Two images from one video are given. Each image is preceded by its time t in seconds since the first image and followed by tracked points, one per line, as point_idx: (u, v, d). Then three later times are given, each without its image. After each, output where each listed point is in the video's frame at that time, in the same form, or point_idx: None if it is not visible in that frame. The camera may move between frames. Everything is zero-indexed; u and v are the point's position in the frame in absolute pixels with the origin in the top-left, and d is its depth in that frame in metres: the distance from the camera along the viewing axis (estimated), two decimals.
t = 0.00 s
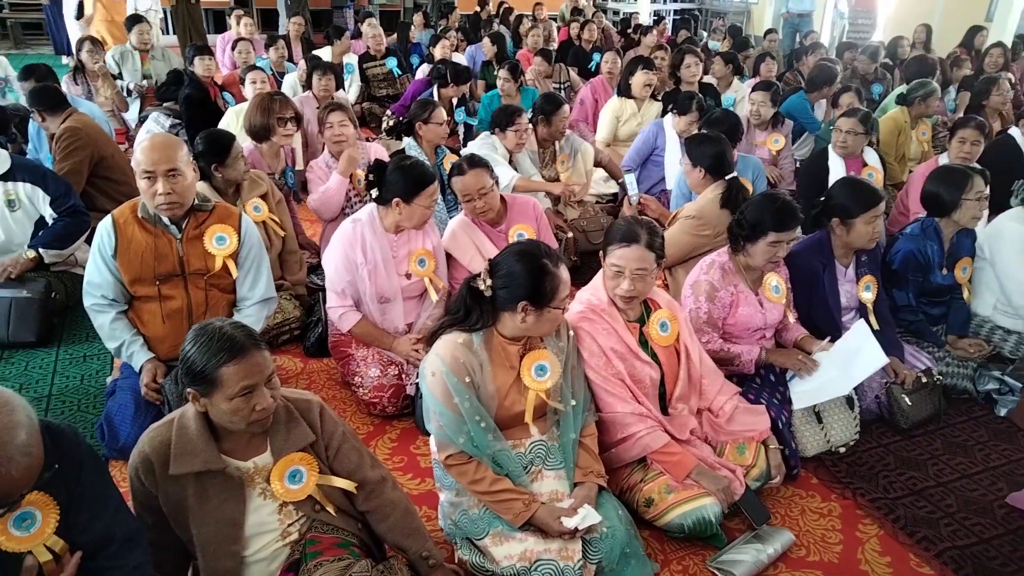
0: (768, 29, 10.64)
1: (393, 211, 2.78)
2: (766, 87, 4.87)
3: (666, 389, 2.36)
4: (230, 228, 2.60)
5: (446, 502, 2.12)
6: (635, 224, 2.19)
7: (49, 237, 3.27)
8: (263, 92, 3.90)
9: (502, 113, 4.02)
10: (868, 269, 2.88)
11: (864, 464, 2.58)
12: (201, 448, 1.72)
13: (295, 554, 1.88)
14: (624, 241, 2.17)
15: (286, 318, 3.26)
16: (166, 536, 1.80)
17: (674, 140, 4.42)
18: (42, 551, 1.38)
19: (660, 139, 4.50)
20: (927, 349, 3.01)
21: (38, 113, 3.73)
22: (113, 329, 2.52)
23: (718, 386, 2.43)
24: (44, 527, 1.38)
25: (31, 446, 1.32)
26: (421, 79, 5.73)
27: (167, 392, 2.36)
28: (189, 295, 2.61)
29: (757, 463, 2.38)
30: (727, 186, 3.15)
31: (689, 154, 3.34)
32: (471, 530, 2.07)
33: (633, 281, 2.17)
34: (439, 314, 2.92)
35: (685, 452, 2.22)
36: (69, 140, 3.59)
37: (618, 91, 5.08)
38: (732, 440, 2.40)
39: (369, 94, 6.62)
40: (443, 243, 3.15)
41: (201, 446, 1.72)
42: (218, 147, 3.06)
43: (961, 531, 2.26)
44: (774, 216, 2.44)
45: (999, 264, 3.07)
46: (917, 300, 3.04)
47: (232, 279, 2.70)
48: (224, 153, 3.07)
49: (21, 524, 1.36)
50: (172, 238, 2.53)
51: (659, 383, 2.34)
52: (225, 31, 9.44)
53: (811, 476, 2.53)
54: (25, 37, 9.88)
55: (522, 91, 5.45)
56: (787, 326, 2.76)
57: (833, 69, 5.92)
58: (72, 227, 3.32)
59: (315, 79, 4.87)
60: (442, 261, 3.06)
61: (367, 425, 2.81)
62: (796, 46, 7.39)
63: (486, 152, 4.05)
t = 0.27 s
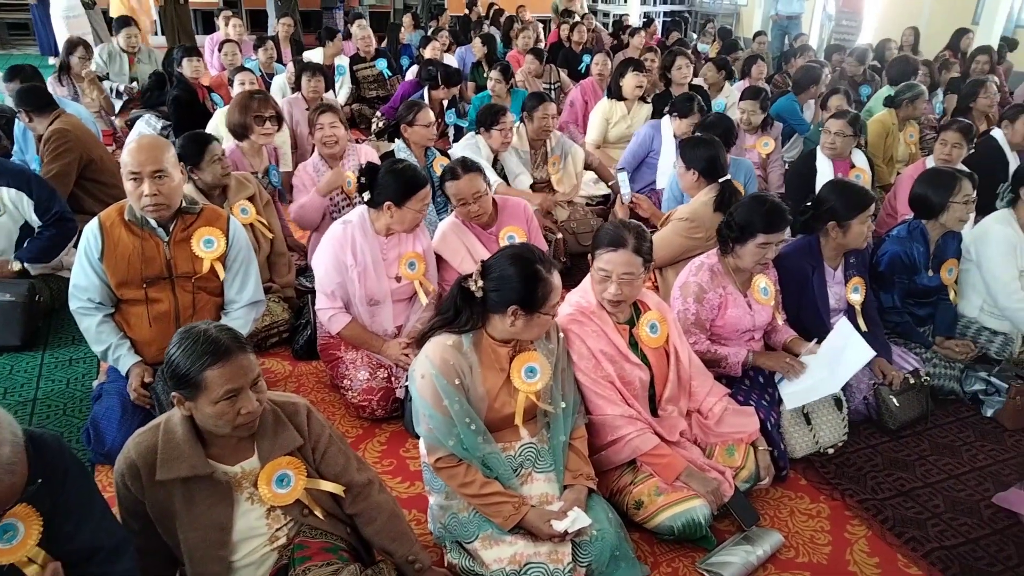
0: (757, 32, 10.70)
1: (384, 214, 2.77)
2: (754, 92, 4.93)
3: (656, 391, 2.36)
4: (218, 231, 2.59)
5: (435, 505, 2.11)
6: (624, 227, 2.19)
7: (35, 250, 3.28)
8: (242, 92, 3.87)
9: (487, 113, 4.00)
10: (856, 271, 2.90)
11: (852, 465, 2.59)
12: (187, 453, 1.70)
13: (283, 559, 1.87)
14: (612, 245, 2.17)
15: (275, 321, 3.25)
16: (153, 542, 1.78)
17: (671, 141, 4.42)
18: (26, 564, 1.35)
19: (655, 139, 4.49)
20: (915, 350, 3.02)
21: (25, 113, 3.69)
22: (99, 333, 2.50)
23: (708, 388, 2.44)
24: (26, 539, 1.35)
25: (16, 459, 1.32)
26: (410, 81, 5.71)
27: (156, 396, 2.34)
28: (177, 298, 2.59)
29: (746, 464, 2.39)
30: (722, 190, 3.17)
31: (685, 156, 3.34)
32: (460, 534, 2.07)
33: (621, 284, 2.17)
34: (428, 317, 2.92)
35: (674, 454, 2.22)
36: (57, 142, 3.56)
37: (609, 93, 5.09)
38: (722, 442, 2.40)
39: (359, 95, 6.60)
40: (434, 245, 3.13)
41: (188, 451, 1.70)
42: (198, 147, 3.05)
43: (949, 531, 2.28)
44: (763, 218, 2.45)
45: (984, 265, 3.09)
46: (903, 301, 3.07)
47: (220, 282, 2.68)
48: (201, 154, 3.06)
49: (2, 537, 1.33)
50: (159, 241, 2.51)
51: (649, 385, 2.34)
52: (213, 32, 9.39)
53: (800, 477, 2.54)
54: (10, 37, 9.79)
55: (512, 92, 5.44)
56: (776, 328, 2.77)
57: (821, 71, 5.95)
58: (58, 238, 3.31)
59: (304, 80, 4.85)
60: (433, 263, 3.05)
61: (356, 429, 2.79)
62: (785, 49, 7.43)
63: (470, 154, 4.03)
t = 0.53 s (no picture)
0: (749, 34, 10.74)
1: (377, 216, 2.76)
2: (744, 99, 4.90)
3: (649, 394, 2.36)
4: (210, 234, 2.58)
5: (429, 508, 2.10)
6: (616, 231, 2.19)
7: (24, 260, 3.27)
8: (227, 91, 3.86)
9: (478, 114, 3.97)
10: (848, 273, 2.91)
11: (845, 467, 2.60)
12: (180, 457, 1.69)
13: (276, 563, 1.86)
14: (603, 250, 2.17)
15: (267, 324, 3.24)
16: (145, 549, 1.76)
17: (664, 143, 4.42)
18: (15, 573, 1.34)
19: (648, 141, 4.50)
20: (907, 352, 3.03)
21: (14, 116, 3.66)
22: (90, 337, 2.48)
23: (701, 390, 2.44)
24: (14, 548, 1.34)
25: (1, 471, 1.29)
26: (403, 83, 5.72)
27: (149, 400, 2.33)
28: (168, 302, 2.58)
29: (740, 467, 2.39)
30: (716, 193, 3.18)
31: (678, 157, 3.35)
32: (454, 538, 2.06)
33: (612, 289, 2.17)
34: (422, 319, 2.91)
35: (668, 457, 2.22)
36: (48, 145, 3.54)
37: (601, 95, 5.09)
38: (715, 445, 2.40)
39: (352, 98, 6.58)
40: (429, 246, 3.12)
41: (181, 455, 1.69)
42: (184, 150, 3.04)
43: (941, 532, 2.28)
44: (757, 220, 2.45)
45: (975, 267, 3.11)
46: (895, 303, 3.08)
47: (211, 286, 2.67)
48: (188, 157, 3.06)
49: None
50: (150, 245, 2.50)
51: (643, 388, 2.34)
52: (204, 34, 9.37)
53: (793, 479, 2.55)
54: None
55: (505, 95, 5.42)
56: (771, 330, 2.76)
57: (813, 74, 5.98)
58: (46, 245, 3.29)
59: (296, 83, 4.84)
60: (426, 266, 3.04)
61: (349, 432, 2.79)
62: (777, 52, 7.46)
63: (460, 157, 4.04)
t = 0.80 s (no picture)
0: (741, 35, 10.78)
1: (367, 216, 2.76)
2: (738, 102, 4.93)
3: (642, 395, 2.36)
4: (201, 236, 2.56)
5: (421, 511, 2.09)
6: (609, 234, 2.18)
7: (12, 252, 3.27)
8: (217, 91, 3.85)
9: (472, 115, 3.96)
10: (840, 274, 2.93)
11: (837, 468, 2.60)
12: (171, 460, 1.68)
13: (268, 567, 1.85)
14: (595, 252, 2.17)
15: (259, 326, 3.23)
16: (136, 551, 1.75)
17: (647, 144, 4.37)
18: None
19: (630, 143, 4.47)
20: (899, 352, 3.04)
21: (3, 117, 3.63)
22: (80, 340, 2.46)
23: (693, 392, 2.44)
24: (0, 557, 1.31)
25: None
26: (396, 84, 5.70)
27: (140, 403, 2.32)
28: (159, 304, 2.56)
29: (732, 468, 2.39)
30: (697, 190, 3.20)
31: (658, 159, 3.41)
32: (446, 540, 2.06)
33: (604, 291, 2.17)
34: (415, 321, 2.91)
35: (660, 459, 2.22)
36: (38, 147, 3.52)
37: (594, 97, 5.09)
38: (708, 446, 2.40)
39: (344, 99, 6.57)
40: (422, 248, 3.12)
41: (172, 459, 1.68)
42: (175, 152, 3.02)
43: (933, 533, 2.29)
44: (751, 222, 2.45)
45: (966, 267, 3.12)
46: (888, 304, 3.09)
47: (203, 288, 2.66)
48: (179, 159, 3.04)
49: None
50: (141, 247, 2.48)
51: (635, 389, 2.34)
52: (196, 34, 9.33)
53: (785, 480, 2.55)
54: None
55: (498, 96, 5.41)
56: (766, 332, 2.77)
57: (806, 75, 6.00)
58: (35, 238, 3.29)
59: (289, 84, 4.82)
60: (419, 267, 3.04)
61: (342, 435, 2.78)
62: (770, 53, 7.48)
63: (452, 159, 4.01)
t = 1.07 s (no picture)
0: (734, 39, 10.83)
1: (356, 219, 2.77)
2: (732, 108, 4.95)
3: (636, 399, 2.36)
4: (193, 242, 2.55)
5: (416, 517, 2.08)
6: (602, 238, 2.19)
7: (17, 232, 3.35)
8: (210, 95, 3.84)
9: (468, 124, 3.96)
10: (835, 273, 2.93)
11: (831, 470, 2.61)
12: (166, 468, 1.67)
13: None
14: (589, 257, 2.17)
15: (252, 332, 3.23)
16: (129, 560, 1.73)
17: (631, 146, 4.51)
18: None
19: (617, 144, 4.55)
20: (892, 354, 3.05)
21: None
22: (72, 349, 2.45)
23: (688, 395, 2.44)
24: None
25: None
26: (389, 89, 5.69)
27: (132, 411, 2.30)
28: (152, 311, 2.56)
29: (727, 471, 2.39)
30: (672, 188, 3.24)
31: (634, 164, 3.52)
32: (442, 546, 2.04)
33: (597, 296, 2.17)
34: (408, 326, 2.90)
35: (655, 462, 2.23)
36: (29, 154, 3.51)
37: (587, 101, 5.10)
38: (702, 449, 2.40)
39: (338, 104, 6.57)
40: (415, 252, 3.11)
41: (165, 467, 1.66)
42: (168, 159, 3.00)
43: (927, 534, 2.29)
44: (744, 225, 2.45)
45: (958, 269, 3.13)
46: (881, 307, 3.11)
47: (196, 294, 2.65)
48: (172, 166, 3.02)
49: None
50: (133, 254, 2.48)
51: (629, 394, 2.35)
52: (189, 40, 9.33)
53: (780, 483, 2.55)
54: None
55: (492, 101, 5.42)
56: (762, 335, 2.79)
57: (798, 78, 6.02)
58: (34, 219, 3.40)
59: (282, 90, 4.82)
60: (412, 271, 3.03)
61: (336, 441, 2.77)
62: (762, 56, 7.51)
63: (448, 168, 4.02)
